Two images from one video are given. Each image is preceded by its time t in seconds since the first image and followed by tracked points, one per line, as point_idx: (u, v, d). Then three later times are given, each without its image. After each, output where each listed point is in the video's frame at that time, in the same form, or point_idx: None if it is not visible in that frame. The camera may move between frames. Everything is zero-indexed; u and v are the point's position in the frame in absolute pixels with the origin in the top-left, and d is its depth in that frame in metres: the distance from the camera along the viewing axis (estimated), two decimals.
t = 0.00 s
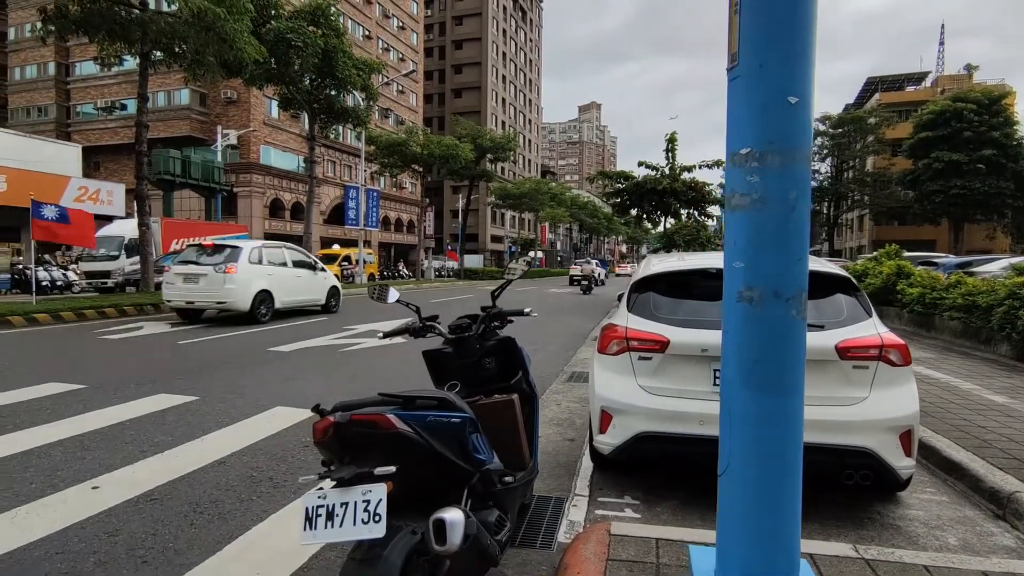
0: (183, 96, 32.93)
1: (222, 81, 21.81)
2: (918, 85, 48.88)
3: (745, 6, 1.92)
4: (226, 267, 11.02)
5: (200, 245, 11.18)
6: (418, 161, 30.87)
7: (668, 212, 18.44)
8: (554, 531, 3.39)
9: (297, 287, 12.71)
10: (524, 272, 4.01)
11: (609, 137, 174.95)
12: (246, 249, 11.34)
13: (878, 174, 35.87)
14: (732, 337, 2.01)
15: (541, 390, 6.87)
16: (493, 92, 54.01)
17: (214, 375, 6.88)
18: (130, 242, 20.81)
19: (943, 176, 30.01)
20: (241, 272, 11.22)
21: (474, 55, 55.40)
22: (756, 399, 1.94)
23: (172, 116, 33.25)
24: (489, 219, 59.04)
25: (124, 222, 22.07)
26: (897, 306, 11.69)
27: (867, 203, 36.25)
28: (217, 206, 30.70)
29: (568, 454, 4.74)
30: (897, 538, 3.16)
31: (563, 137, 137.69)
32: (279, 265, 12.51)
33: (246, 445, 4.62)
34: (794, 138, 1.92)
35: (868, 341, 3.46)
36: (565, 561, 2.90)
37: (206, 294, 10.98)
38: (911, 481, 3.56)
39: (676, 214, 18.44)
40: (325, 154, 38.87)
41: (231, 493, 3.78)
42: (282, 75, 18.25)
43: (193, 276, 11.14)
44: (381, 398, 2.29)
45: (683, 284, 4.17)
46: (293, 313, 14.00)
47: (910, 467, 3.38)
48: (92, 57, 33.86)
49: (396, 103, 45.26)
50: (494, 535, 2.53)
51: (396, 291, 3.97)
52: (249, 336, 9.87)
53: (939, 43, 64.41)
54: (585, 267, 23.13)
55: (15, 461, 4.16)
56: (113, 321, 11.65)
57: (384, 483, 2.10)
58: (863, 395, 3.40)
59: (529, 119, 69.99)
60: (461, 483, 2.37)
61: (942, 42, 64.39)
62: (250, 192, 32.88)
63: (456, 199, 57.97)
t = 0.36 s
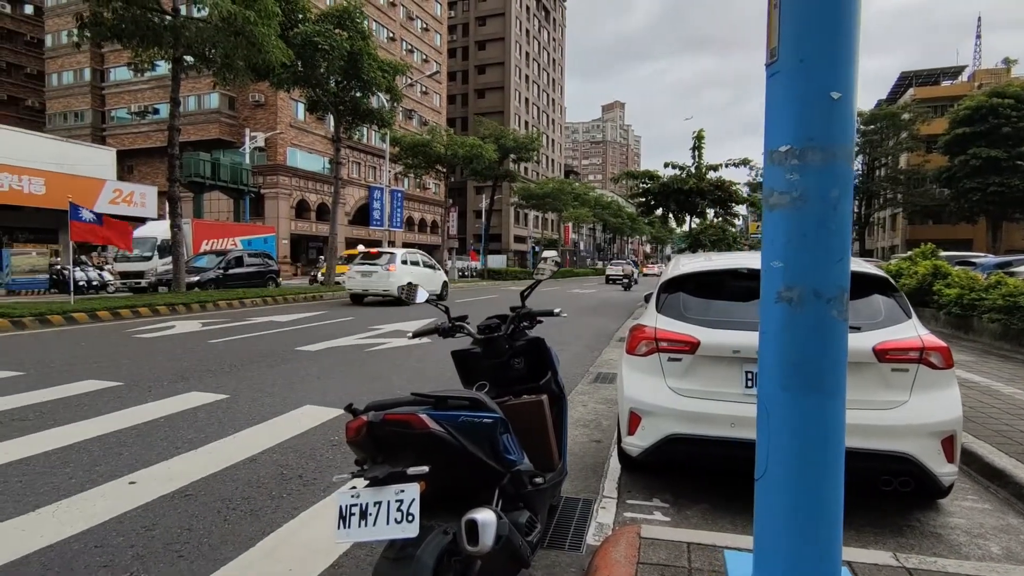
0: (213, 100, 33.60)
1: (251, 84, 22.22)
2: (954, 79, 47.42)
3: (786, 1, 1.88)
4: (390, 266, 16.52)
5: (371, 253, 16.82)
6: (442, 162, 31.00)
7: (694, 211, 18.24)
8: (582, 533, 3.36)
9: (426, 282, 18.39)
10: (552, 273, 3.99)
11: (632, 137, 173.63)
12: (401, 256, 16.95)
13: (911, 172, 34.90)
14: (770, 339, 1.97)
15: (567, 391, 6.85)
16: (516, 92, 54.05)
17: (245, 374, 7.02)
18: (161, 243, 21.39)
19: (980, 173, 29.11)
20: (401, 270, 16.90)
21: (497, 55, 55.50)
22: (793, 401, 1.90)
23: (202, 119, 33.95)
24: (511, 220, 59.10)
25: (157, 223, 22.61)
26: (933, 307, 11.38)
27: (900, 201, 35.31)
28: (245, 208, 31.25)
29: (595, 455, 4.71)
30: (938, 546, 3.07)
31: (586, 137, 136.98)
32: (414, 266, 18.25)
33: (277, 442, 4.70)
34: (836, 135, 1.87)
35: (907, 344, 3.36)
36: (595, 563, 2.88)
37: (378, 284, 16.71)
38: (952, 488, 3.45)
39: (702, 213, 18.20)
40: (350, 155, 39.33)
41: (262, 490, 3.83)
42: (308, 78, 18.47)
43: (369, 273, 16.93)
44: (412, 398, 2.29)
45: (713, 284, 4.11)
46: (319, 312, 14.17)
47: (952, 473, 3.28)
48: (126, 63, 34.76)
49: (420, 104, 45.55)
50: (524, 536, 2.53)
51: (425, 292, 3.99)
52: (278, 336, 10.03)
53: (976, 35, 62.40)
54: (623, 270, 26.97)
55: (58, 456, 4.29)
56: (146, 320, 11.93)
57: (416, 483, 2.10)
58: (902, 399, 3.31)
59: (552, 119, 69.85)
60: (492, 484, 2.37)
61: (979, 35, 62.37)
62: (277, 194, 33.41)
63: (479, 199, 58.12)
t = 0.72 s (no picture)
0: (248, 105, 34.43)
1: (284, 90, 22.70)
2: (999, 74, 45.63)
3: None
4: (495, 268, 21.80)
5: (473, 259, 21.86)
6: (470, 164, 31.11)
7: (725, 212, 17.95)
8: (610, 537, 3.33)
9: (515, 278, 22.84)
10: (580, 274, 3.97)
11: (662, 137, 171.82)
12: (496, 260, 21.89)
13: (954, 170, 33.67)
14: (805, 344, 1.92)
15: (595, 393, 6.80)
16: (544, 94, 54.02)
17: (277, 373, 7.17)
18: (200, 245, 22.11)
19: None
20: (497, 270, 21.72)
21: (525, 57, 55.59)
22: (830, 405, 1.84)
23: (237, 124, 34.81)
24: (540, 221, 59.07)
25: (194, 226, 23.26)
26: (977, 310, 10.97)
27: (942, 200, 34.09)
28: (278, 210, 31.92)
29: (623, 458, 4.66)
30: (981, 559, 2.94)
31: (615, 138, 136.06)
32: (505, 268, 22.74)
33: (308, 441, 4.78)
34: (875, 133, 1.81)
35: (950, 348, 3.23)
36: (622, 568, 2.86)
37: (477, 282, 21.60)
38: (996, 499, 3.32)
39: (733, 214, 17.90)
40: (380, 158, 39.88)
41: (293, 487, 3.91)
42: (340, 83, 18.78)
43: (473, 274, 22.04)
44: (441, 399, 2.30)
45: (744, 286, 4.03)
46: (349, 313, 14.38)
47: (997, 484, 3.15)
48: (166, 71, 35.87)
49: (448, 106, 45.92)
50: (552, 539, 2.52)
51: (453, 293, 4.00)
52: (308, 336, 10.21)
53: None
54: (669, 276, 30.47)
55: (100, 451, 4.44)
56: (183, 319, 12.25)
57: (444, 484, 2.11)
58: (944, 405, 3.19)
59: (581, 120, 69.59)
60: (520, 486, 2.36)
61: None
62: (309, 197, 34.03)
63: (507, 201, 58.23)
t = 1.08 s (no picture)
0: (282, 110, 35.16)
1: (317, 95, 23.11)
2: None
3: None
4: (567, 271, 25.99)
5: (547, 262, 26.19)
6: (499, 165, 31.15)
7: (757, 213, 17.59)
8: (635, 543, 3.29)
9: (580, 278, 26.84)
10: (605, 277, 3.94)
11: (693, 137, 169.62)
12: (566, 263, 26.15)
13: (1001, 168, 32.37)
14: (834, 351, 1.86)
15: (622, 396, 6.74)
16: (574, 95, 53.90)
17: (307, 373, 7.28)
18: (234, 247, 22.58)
19: None
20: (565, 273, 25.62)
21: (554, 58, 55.55)
22: (860, 415, 1.77)
23: (272, 129, 35.65)
24: (569, 223, 58.88)
25: (230, 228, 23.88)
26: None
27: (988, 200, 32.80)
28: (311, 213, 32.57)
29: (650, 463, 4.60)
30: None
31: (645, 138, 134.89)
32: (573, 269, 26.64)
33: (336, 441, 4.84)
34: (910, 132, 1.74)
35: (993, 355, 3.09)
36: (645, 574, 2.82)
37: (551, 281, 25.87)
38: None
39: (765, 215, 17.57)
40: (410, 161, 40.38)
41: (321, 487, 3.96)
42: (370, 87, 19.02)
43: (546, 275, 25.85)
44: (462, 402, 2.31)
45: (774, 289, 3.94)
46: (379, 314, 14.56)
47: None
48: (205, 78, 36.89)
49: (477, 108, 46.19)
50: (573, 544, 2.50)
51: (478, 296, 4.01)
52: (338, 336, 10.36)
53: None
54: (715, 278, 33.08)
55: (136, 447, 4.57)
56: (218, 320, 12.54)
57: (464, 487, 2.11)
58: (987, 413, 3.05)
59: (610, 121, 69.19)
60: (541, 491, 2.34)
61: None
62: (341, 199, 34.63)
63: (536, 202, 58.26)
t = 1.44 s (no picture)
0: (311, 113, 35.71)
1: (344, 97, 23.45)
2: None
3: None
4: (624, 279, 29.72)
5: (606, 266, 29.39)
6: (524, 166, 31.11)
7: (786, 213, 17.26)
8: (656, 547, 3.25)
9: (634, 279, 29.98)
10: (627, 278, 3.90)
11: (721, 136, 167.13)
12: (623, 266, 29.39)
13: None
14: (859, 354, 1.80)
15: (645, 398, 6.67)
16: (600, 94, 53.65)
17: (332, 372, 7.38)
18: (264, 248, 23.50)
19: None
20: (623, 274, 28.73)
21: (580, 58, 55.36)
22: (884, 420, 1.72)
23: (301, 131, 36.29)
24: (594, 224, 58.59)
25: (259, 229, 24.39)
26: None
27: None
28: (338, 214, 33.08)
29: (672, 466, 4.54)
30: None
31: (672, 138, 133.48)
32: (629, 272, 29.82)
33: (358, 439, 4.90)
34: (938, 129, 1.68)
35: None
36: None
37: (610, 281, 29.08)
38: None
39: (794, 215, 17.24)
40: (436, 162, 40.72)
41: (343, 485, 4.01)
42: (396, 89, 19.22)
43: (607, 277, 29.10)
44: (479, 404, 2.31)
45: (800, 292, 3.86)
46: (403, 314, 14.70)
47: None
48: (237, 83, 37.75)
49: (503, 110, 46.32)
50: (591, 547, 2.48)
51: (499, 296, 3.99)
52: (363, 336, 10.49)
53: None
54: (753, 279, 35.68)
55: (166, 443, 4.68)
56: (246, 319, 12.80)
57: (479, 489, 2.11)
58: None
59: (637, 121, 68.64)
60: (558, 493, 2.33)
61: None
62: (368, 201, 35.08)
63: (561, 203, 58.18)
